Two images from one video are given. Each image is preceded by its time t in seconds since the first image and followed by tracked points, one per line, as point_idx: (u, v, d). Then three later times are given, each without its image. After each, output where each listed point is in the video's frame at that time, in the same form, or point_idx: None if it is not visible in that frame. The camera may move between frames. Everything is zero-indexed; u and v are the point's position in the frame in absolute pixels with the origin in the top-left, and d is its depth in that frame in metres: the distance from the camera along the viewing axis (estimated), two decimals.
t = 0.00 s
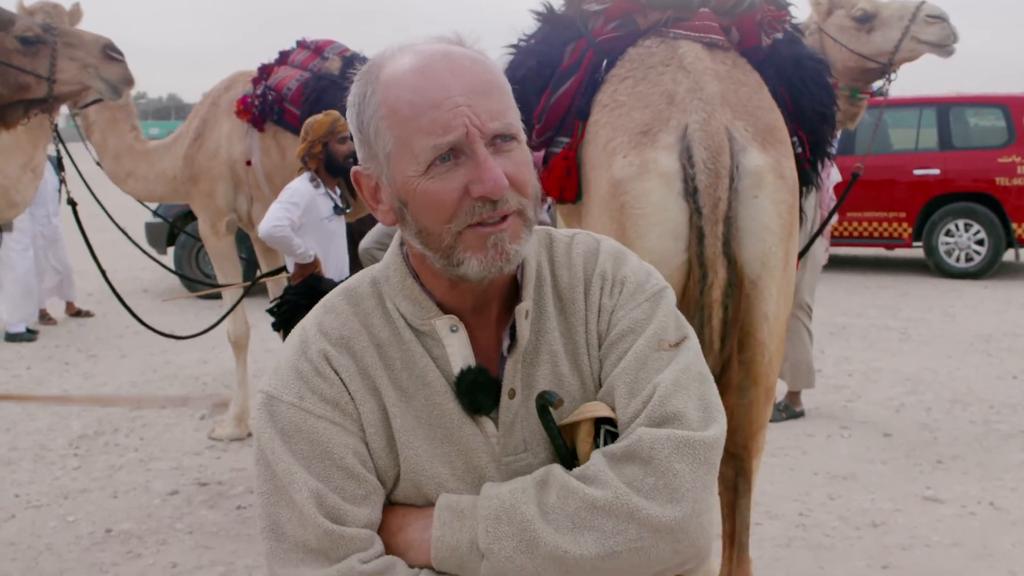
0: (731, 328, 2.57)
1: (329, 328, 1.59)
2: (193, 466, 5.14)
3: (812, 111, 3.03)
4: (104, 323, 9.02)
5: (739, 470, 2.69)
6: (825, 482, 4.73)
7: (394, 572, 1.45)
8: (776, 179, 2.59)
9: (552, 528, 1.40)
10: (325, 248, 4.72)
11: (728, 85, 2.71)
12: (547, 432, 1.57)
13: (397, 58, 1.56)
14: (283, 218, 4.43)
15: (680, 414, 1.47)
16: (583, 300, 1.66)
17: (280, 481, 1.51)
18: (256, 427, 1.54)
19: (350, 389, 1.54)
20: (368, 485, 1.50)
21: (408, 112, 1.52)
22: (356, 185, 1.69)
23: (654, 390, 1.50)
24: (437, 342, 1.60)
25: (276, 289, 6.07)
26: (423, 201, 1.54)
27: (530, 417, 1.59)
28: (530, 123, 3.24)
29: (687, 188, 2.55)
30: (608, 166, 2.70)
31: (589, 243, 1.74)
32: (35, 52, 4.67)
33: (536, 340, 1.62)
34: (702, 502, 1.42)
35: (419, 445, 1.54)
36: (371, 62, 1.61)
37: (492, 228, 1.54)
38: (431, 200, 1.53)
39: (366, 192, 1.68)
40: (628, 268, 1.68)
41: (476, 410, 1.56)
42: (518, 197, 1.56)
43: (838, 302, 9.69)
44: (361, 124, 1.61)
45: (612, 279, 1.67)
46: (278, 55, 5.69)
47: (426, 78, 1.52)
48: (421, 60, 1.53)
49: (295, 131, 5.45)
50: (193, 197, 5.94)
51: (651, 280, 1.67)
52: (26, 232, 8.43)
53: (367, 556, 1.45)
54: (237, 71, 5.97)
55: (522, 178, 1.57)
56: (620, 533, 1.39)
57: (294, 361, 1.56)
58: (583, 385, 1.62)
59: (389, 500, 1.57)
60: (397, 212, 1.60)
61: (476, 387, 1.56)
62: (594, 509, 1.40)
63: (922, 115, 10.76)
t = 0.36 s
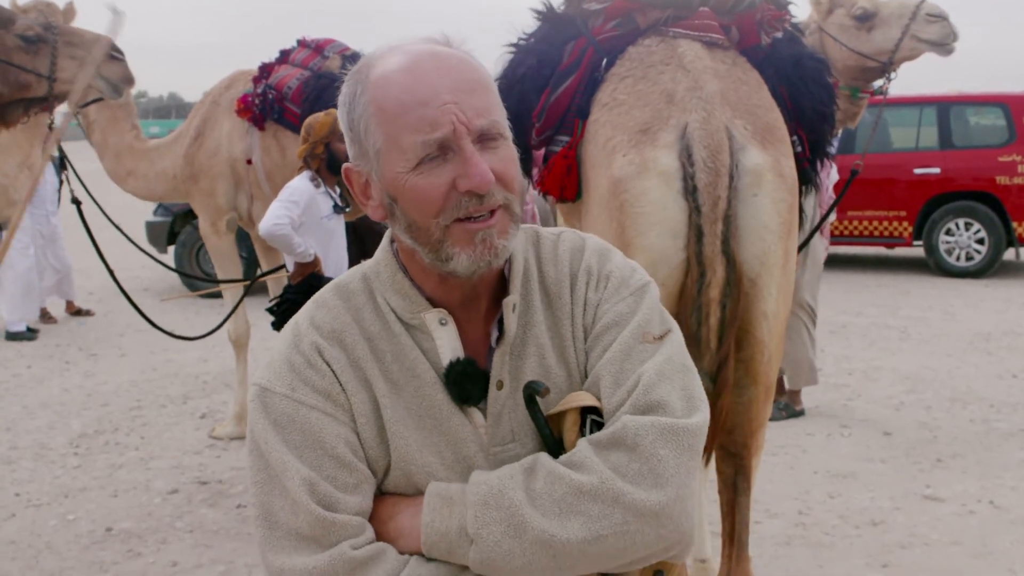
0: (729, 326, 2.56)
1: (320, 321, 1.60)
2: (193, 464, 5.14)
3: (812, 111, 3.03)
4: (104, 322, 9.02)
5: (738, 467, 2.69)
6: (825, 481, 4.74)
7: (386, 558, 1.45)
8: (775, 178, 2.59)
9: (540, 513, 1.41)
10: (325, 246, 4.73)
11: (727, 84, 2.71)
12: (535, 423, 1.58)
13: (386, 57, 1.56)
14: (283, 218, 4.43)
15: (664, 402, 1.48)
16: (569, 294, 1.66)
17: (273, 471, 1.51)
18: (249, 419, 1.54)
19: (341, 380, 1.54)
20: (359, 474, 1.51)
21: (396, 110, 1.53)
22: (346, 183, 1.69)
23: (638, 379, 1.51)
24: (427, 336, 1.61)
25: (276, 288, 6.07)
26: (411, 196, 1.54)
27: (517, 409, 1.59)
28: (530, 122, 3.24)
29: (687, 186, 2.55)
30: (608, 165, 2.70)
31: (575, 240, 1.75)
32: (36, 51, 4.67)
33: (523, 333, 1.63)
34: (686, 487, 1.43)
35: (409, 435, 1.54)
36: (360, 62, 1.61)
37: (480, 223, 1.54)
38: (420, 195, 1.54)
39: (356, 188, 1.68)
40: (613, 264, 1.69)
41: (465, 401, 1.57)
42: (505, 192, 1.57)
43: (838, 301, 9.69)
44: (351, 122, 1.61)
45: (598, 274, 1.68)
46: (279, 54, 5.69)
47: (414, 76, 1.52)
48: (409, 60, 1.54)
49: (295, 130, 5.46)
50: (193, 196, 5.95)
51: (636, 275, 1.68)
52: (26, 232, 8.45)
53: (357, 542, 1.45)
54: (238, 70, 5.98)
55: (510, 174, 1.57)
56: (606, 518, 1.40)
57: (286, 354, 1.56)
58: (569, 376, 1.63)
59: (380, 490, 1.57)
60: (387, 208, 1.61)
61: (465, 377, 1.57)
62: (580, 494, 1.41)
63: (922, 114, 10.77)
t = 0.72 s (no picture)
0: (731, 324, 2.59)
1: (317, 317, 1.61)
2: (193, 463, 5.14)
3: (810, 110, 3.04)
4: (104, 321, 9.03)
5: (737, 466, 2.70)
6: (824, 479, 4.74)
7: (383, 550, 1.45)
8: (772, 177, 2.60)
9: (536, 507, 1.42)
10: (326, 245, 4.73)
11: (725, 83, 2.72)
12: (529, 418, 1.58)
13: (383, 57, 1.57)
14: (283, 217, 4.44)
15: (657, 398, 1.48)
16: (563, 291, 1.67)
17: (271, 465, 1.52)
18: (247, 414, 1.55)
19: (338, 374, 1.55)
20: (356, 466, 1.51)
21: (393, 109, 1.53)
22: (343, 182, 1.70)
23: (632, 375, 1.51)
24: (422, 332, 1.62)
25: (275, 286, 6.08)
26: (407, 194, 1.55)
27: (512, 403, 1.60)
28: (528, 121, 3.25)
29: (685, 185, 2.56)
30: (606, 164, 2.71)
31: (568, 238, 1.76)
32: (35, 50, 4.67)
33: (516, 330, 1.64)
34: (679, 483, 1.44)
35: (406, 427, 1.55)
36: (357, 61, 1.62)
37: (476, 220, 1.55)
38: (416, 194, 1.55)
39: (353, 187, 1.69)
40: (607, 261, 1.70)
41: (459, 396, 1.57)
42: (500, 190, 1.58)
43: (837, 299, 9.70)
44: (348, 121, 1.62)
45: (592, 271, 1.69)
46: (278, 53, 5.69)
47: (410, 76, 1.53)
48: (405, 60, 1.54)
49: (294, 129, 5.46)
50: (193, 195, 5.96)
51: (629, 272, 1.69)
52: (26, 231, 8.46)
53: (355, 533, 1.46)
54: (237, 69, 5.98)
55: (504, 173, 1.58)
56: (601, 512, 1.41)
57: (284, 349, 1.57)
58: (563, 372, 1.63)
59: (378, 483, 1.58)
60: (383, 206, 1.62)
61: (460, 372, 1.58)
62: (576, 489, 1.42)
63: (921, 113, 10.78)
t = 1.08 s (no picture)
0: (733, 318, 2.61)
1: (320, 311, 1.61)
2: (196, 456, 5.16)
3: (812, 104, 3.04)
4: (107, 314, 9.05)
5: (739, 457, 2.68)
6: (826, 473, 4.75)
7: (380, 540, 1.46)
8: (776, 170, 2.59)
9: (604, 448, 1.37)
10: (327, 240, 4.74)
11: (728, 77, 2.71)
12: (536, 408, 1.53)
13: (382, 53, 1.57)
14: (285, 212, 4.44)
15: (695, 385, 1.49)
16: (570, 283, 1.67)
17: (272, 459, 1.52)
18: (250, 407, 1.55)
19: (341, 369, 1.56)
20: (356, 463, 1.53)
21: (392, 105, 1.54)
22: (345, 177, 1.71)
23: (661, 366, 1.51)
24: (425, 326, 1.62)
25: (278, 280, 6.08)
26: (409, 191, 1.56)
27: (515, 397, 1.61)
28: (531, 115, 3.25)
29: (688, 179, 2.56)
30: (610, 158, 2.71)
31: (576, 231, 1.76)
32: (38, 43, 4.67)
33: (520, 323, 1.65)
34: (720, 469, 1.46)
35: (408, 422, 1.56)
36: (358, 57, 1.62)
37: (478, 217, 1.55)
38: (417, 190, 1.55)
39: (355, 183, 1.70)
40: (618, 255, 1.71)
41: (463, 391, 1.58)
42: (501, 186, 1.58)
43: (839, 294, 9.70)
44: (348, 117, 1.62)
45: (604, 265, 1.69)
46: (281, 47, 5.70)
47: (409, 72, 1.53)
48: (404, 56, 1.54)
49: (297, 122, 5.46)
50: (196, 189, 5.97)
51: (641, 267, 1.69)
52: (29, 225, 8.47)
53: (356, 527, 1.47)
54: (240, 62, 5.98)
55: (504, 168, 1.58)
56: (661, 469, 1.39)
57: (286, 344, 1.58)
58: (567, 365, 1.63)
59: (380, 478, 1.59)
60: (385, 202, 1.62)
61: (461, 368, 1.57)
62: (642, 439, 1.39)
63: (924, 108, 10.76)
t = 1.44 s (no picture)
0: (728, 314, 2.57)
1: (319, 310, 1.61)
2: (194, 451, 5.15)
3: (811, 97, 3.03)
4: (105, 309, 9.03)
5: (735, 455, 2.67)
6: (825, 467, 4.75)
7: (377, 541, 1.49)
8: (774, 164, 2.58)
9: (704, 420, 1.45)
10: (323, 235, 4.73)
11: (726, 70, 2.70)
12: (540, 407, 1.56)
13: (382, 46, 1.56)
14: (282, 206, 4.43)
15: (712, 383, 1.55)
16: (577, 280, 1.67)
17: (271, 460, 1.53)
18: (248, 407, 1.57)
19: (340, 369, 1.56)
20: (355, 465, 1.53)
21: (393, 100, 1.53)
22: (344, 174, 1.70)
23: (680, 363, 1.56)
24: (425, 324, 1.61)
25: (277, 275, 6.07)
26: (411, 188, 1.55)
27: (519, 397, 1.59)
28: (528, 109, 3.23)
29: (686, 172, 2.55)
30: (608, 151, 2.70)
31: (581, 227, 1.76)
32: (35, 38, 4.65)
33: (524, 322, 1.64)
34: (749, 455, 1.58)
35: (407, 424, 1.55)
36: (357, 51, 1.61)
37: (482, 214, 1.54)
38: (419, 187, 1.54)
39: (355, 179, 1.69)
40: (626, 252, 1.72)
41: (464, 391, 1.56)
42: (506, 181, 1.57)
43: (838, 287, 9.69)
44: (347, 112, 1.62)
45: (613, 261, 1.70)
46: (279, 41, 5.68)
47: (409, 66, 1.52)
48: (404, 50, 1.53)
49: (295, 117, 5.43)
50: (194, 184, 5.95)
51: (651, 264, 1.71)
52: (27, 220, 8.44)
53: (356, 530, 1.49)
54: (238, 57, 5.97)
55: (509, 164, 1.57)
56: (731, 444, 1.49)
57: (285, 343, 1.59)
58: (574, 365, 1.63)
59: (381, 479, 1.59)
60: (386, 199, 1.61)
61: (464, 367, 1.56)
62: (715, 418, 1.48)
63: (923, 101, 10.75)
